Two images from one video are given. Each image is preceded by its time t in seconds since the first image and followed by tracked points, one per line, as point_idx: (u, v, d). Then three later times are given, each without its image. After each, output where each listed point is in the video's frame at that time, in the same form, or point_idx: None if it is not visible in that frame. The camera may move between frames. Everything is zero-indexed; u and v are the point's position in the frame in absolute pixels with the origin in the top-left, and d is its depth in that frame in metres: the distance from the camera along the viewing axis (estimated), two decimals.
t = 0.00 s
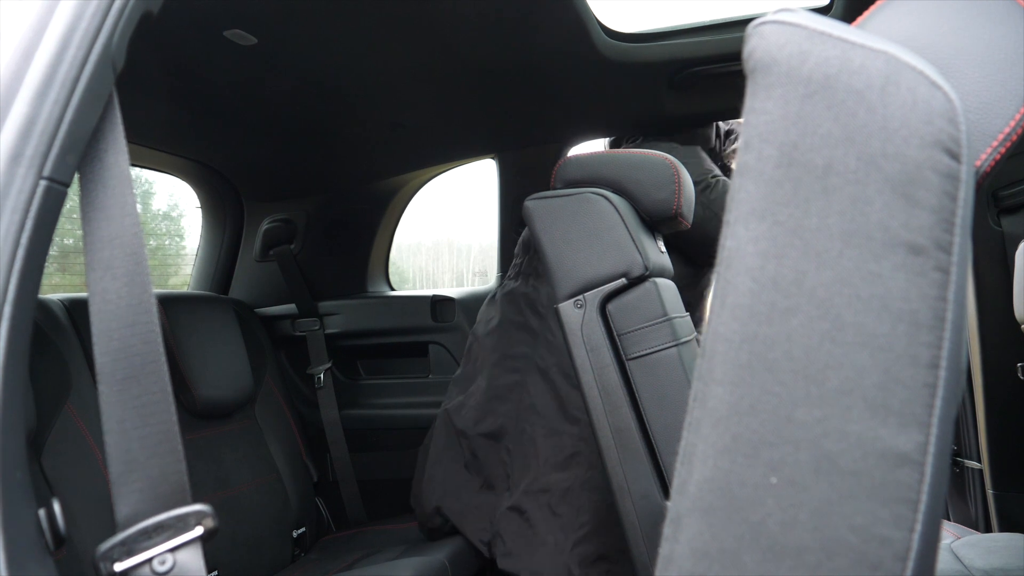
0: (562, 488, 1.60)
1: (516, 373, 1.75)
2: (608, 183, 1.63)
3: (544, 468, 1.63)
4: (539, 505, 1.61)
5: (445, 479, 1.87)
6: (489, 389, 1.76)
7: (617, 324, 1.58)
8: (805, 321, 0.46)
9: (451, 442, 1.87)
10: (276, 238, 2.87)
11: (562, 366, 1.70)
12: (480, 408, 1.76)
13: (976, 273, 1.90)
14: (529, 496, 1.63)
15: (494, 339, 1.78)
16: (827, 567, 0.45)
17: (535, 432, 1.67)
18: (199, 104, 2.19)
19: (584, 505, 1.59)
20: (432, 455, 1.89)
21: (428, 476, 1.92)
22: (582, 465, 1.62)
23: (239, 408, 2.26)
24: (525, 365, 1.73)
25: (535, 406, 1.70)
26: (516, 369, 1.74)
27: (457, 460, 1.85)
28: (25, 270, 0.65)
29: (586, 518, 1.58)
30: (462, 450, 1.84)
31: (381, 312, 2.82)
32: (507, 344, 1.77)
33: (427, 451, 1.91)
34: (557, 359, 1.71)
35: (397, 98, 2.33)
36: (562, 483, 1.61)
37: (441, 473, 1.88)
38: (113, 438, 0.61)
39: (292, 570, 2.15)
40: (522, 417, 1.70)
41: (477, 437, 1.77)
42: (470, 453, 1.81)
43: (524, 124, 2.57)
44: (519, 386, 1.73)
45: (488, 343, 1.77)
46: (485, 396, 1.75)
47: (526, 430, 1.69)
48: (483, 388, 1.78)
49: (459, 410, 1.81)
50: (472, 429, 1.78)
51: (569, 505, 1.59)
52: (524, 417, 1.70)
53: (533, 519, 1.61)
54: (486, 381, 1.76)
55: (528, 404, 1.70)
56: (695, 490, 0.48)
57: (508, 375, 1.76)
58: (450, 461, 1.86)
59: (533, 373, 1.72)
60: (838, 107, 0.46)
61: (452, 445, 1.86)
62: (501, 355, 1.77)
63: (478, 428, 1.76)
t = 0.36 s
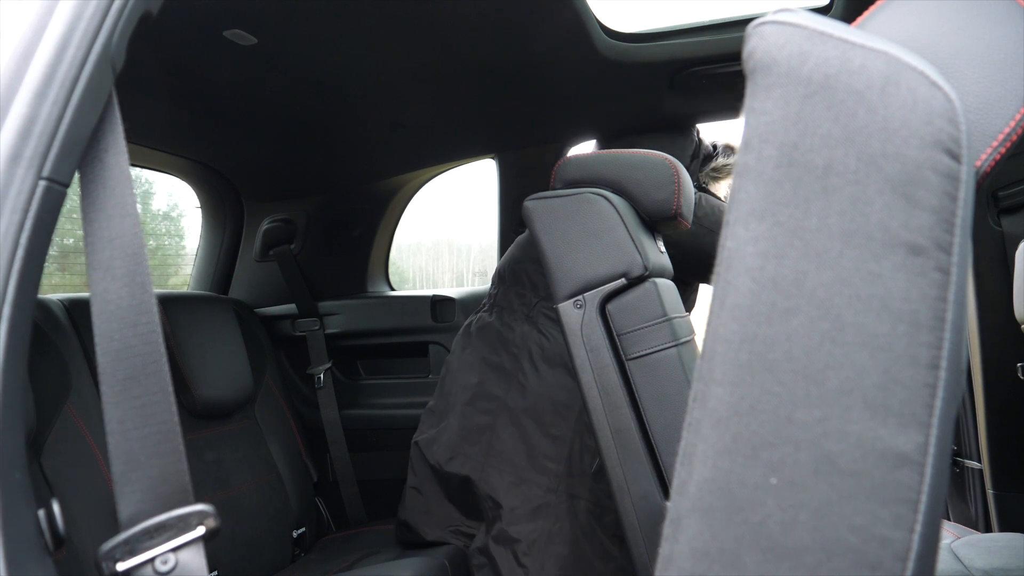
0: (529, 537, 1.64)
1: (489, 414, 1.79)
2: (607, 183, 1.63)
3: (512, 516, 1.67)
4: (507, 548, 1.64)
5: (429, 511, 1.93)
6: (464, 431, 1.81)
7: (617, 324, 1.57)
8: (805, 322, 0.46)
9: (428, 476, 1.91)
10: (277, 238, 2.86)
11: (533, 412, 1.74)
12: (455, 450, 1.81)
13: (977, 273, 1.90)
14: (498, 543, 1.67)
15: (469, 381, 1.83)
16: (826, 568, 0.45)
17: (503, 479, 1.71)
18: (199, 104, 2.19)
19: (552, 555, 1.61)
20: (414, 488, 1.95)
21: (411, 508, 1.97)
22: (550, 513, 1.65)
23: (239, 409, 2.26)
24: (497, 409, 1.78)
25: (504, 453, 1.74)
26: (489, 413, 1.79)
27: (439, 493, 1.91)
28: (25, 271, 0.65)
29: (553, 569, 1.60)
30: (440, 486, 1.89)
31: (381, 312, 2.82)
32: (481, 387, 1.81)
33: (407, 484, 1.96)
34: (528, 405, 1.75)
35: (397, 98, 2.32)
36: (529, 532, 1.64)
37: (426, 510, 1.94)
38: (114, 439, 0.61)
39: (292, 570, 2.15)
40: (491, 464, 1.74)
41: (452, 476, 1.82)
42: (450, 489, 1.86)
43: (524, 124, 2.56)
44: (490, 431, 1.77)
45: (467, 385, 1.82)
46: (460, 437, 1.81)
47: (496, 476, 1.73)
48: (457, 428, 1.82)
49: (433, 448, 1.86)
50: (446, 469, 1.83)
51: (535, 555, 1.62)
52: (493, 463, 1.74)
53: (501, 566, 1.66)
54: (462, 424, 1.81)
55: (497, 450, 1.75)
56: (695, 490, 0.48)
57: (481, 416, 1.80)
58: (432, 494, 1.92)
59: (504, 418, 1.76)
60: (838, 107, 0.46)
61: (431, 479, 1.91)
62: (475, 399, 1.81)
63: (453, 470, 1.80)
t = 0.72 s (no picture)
0: (524, 544, 1.63)
1: (485, 420, 1.77)
2: (608, 183, 1.63)
3: (508, 523, 1.66)
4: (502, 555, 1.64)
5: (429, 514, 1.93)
6: (462, 437, 1.78)
7: (618, 324, 1.57)
8: (805, 323, 0.46)
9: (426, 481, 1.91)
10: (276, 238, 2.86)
11: (531, 418, 1.73)
12: (452, 456, 1.78)
13: (977, 272, 1.90)
14: (494, 550, 1.67)
15: (465, 387, 1.81)
16: (826, 568, 0.45)
17: (499, 486, 1.70)
18: (199, 104, 2.19)
19: (547, 562, 1.61)
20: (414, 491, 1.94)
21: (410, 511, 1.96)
22: (546, 521, 1.65)
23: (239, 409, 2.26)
24: (494, 415, 1.76)
25: (501, 459, 1.72)
26: (486, 419, 1.77)
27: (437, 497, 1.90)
28: (25, 271, 0.65)
29: None
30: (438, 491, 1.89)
31: (381, 311, 2.82)
32: (480, 393, 1.79)
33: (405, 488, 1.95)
34: (526, 411, 1.73)
35: (397, 98, 2.32)
36: (525, 539, 1.64)
37: (425, 513, 1.94)
38: (117, 439, 0.61)
39: (292, 570, 2.15)
40: (488, 470, 1.73)
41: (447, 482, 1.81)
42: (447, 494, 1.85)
43: (524, 124, 2.56)
44: (487, 437, 1.76)
45: (463, 391, 1.80)
46: (456, 443, 1.79)
47: (491, 483, 1.71)
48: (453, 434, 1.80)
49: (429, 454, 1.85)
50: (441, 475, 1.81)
51: (531, 562, 1.62)
52: (490, 470, 1.73)
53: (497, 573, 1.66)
54: (459, 430, 1.79)
55: (494, 456, 1.73)
56: (695, 490, 0.48)
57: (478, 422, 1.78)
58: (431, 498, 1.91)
59: (501, 424, 1.75)
60: (838, 108, 0.46)
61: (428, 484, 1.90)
62: (472, 404, 1.79)
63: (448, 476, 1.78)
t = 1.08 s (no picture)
0: (519, 547, 1.63)
1: (483, 422, 1.77)
2: (608, 183, 1.63)
3: (503, 525, 1.66)
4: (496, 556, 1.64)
5: (430, 515, 1.93)
6: (459, 439, 1.79)
7: (617, 324, 1.57)
8: (805, 323, 0.46)
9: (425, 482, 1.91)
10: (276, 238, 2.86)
11: (527, 421, 1.73)
12: (449, 458, 1.78)
13: (977, 272, 1.90)
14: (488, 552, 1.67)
15: (463, 389, 1.81)
16: (827, 568, 0.45)
17: (495, 488, 1.71)
18: (199, 104, 2.19)
19: (542, 565, 1.61)
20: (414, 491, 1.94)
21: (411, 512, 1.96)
22: (541, 524, 1.65)
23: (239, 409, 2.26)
24: (491, 418, 1.76)
25: (497, 462, 1.73)
26: (483, 421, 1.77)
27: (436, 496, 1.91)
28: (25, 270, 0.65)
29: None
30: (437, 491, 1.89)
31: (381, 311, 2.82)
32: (477, 395, 1.79)
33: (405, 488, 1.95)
34: (522, 414, 1.73)
35: (397, 98, 2.32)
36: (520, 542, 1.64)
37: (425, 513, 1.94)
38: (115, 439, 0.61)
39: (292, 570, 2.15)
40: (484, 472, 1.73)
41: (445, 484, 1.81)
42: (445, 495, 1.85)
43: (524, 123, 2.56)
44: (484, 439, 1.76)
45: (461, 392, 1.80)
46: (453, 445, 1.79)
47: (487, 486, 1.72)
48: (451, 435, 1.80)
49: (428, 455, 1.85)
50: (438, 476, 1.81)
51: (525, 564, 1.62)
52: (486, 472, 1.73)
53: None
54: (457, 431, 1.79)
55: (490, 458, 1.74)
56: (695, 490, 0.48)
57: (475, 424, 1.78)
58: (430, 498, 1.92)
59: (498, 427, 1.75)
60: (838, 108, 0.46)
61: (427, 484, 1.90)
62: (470, 407, 1.79)
63: (445, 478, 1.78)
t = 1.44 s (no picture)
0: (518, 547, 1.63)
1: (483, 422, 1.77)
2: (608, 183, 1.63)
3: (503, 526, 1.66)
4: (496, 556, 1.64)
5: (430, 515, 1.93)
6: (459, 439, 1.79)
7: (617, 324, 1.57)
8: (805, 323, 0.46)
9: (425, 482, 1.91)
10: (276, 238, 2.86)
11: (527, 421, 1.73)
12: (449, 458, 1.78)
13: (977, 272, 1.90)
14: (488, 552, 1.67)
15: (463, 389, 1.81)
16: (826, 568, 0.45)
17: (495, 489, 1.71)
18: (199, 104, 2.19)
19: (542, 565, 1.61)
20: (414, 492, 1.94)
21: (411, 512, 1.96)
22: (541, 524, 1.65)
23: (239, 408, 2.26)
24: (491, 418, 1.76)
25: (497, 462, 1.73)
26: (483, 421, 1.77)
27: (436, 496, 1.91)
28: (25, 270, 0.65)
29: None
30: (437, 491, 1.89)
31: (381, 311, 2.82)
32: (477, 395, 1.79)
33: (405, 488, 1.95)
34: (522, 414, 1.73)
35: (397, 98, 2.32)
36: (520, 542, 1.64)
37: (425, 513, 1.94)
38: (114, 439, 0.61)
39: (292, 570, 2.15)
40: (484, 472, 1.73)
41: (444, 484, 1.81)
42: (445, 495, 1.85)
43: (524, 123, 2.56)
44: (484, 439, 1.76)
45: (461, 393, 1.80)
46: (453, 445, 1.79)
47: (487, 486, 1.72)
48: (451, 436, 1.80)
49: (427, 455, 1.85)
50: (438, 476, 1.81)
51: (525, 564, 1.62)
52: (486, 472, 1.73)
53: None
54: (457, 431, 1.79)
55: (491, 458, 1.74)
56: (695, 490, 0.48)
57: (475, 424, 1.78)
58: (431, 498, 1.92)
59: (498, 427, 1.75)
60: (838, 108, 0.46)
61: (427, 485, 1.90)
62: (470, 407, 1.79)
63: (445, 478, 1.78)
